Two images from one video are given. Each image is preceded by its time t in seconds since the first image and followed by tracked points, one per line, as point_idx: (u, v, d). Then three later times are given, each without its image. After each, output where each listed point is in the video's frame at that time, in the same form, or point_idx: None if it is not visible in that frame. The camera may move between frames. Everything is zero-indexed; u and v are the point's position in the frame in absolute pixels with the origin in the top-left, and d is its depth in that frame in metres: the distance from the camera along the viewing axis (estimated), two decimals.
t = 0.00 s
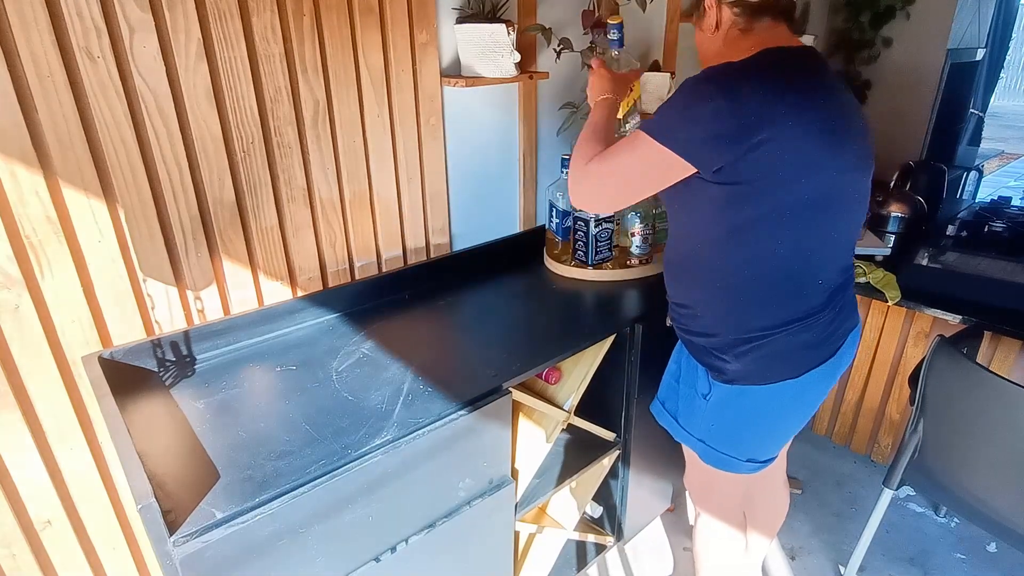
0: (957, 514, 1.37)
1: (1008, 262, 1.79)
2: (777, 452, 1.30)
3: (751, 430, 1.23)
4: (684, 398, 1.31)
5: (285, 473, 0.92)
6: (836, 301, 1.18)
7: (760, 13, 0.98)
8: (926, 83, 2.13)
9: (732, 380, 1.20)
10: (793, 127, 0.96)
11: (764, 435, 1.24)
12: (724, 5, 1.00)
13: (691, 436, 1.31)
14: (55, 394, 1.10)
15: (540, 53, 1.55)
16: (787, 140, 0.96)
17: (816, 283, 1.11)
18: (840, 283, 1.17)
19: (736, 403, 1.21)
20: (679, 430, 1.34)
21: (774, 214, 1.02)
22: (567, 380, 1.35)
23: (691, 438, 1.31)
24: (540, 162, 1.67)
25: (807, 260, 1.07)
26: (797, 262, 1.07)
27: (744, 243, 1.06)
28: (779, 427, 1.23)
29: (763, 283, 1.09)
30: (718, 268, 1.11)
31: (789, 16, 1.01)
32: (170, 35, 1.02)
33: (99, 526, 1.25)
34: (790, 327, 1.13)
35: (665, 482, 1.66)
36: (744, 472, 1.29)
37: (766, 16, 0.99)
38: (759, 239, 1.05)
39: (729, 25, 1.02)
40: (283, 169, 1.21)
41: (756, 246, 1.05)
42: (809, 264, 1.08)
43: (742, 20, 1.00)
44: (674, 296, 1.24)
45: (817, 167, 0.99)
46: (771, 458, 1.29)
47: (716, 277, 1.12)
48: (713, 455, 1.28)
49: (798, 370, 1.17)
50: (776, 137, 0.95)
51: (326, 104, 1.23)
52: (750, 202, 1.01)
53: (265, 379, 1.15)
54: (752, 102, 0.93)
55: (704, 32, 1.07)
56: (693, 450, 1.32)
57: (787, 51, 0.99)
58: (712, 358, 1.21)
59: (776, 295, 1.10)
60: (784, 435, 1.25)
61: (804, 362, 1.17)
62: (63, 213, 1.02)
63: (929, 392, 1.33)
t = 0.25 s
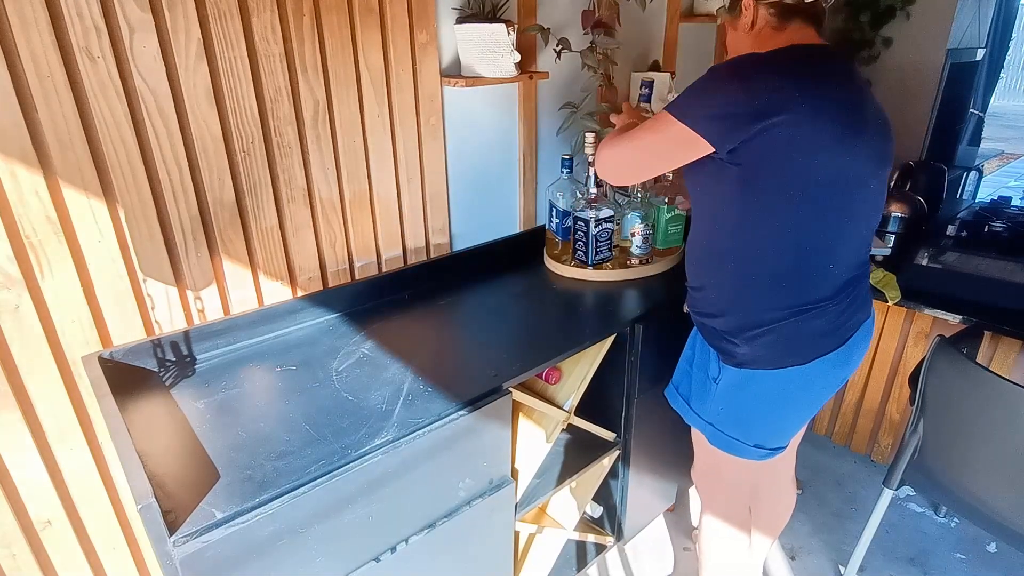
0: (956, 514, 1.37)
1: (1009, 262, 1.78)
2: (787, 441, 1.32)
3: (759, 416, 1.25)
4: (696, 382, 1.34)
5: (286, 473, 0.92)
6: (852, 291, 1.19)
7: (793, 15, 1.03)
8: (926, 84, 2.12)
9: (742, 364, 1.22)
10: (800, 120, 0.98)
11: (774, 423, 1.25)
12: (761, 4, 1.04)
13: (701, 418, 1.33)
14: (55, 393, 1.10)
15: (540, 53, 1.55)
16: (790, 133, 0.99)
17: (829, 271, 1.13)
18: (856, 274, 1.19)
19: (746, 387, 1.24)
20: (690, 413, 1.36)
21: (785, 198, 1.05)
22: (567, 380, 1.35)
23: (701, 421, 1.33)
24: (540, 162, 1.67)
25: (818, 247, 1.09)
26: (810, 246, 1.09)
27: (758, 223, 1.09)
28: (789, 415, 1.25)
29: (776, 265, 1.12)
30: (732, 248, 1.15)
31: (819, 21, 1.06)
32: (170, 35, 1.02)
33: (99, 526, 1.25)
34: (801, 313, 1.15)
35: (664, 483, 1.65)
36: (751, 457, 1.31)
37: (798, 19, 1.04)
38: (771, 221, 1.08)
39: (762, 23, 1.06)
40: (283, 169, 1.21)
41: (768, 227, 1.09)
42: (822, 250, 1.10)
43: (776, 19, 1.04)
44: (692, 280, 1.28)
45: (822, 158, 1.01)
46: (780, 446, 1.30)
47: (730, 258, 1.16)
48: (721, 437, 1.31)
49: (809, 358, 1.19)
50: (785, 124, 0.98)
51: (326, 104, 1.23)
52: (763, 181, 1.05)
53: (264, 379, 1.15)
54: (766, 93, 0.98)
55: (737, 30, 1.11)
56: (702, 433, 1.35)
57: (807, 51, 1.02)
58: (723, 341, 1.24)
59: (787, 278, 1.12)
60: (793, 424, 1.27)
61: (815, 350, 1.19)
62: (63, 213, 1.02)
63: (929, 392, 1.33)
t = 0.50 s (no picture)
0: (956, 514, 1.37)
1: (1009, 262, 1.78)
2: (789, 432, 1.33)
3: (766, 407, 1.25)
4: (700, 375, 1.33)
5: (285, 473, 0.92)
6: (852, 281, 1.21)
7: (799, 16, 1.03)
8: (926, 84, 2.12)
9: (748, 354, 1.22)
10: (802, 119, 1.00)
11: (780, 413, 1.26)
12: (768, 5, 1.05)
13: (705, 411, 1.33)
14: (55, 393, 1.10)
15: (540, 54, 1.55)
16: (793, 132, 1.00)
17: (833, 262, 1.14)
18: (855, 266, 1.20)
19: (752, 378, 1.24)
20: (693, 406, 1.36)
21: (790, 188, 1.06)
22: (567, 380, 1.35)
23: (704, 413, 1.33)
24: (540, 162, 1.67)
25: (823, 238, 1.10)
26: (818, 237, 1.10)
27: (765, 213, 1.09)
28: (794, 405, 1.26)
29: (783, 255, 1.12)
30: (738, 239, 1.15)
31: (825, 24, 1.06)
32: (170, 35, 1.02)
33: (99, 526, 1.25)
34: (807, 303, 1.16)
35: (664, 483, 1.65)
36: (755, 448, 1.31)
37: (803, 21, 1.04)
38: (779, 211, 1.08)
39: (768, 25, 1.07)
40: (283, 169, 1.21)
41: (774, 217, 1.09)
42: (827, 240, 1.11)
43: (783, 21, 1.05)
44: (694, 273, 1.27)
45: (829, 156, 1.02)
46: (782, 437, 1.31)
47: (736, 248, 1.16)
48: (726, 430, 1.30)
49: (814, 347, 1.20)
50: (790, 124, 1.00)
51: (326, 104, 1.23)
52: (771, 170, 1.05)
53: (265, 379, 1.15)
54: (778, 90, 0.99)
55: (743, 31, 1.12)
56: (706, 426, 1.34)
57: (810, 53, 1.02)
58: (728, 334, 1.24)
59: (795, 267, 1.13)
60: (798, 414, 1.28)
61: (820, 340, 1.20)
62: (63, 213, 1.02)
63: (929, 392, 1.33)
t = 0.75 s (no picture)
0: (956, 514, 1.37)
1: (1009, 263, 1.80)
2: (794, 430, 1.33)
3: (772, 405, 1.25)
4: (704, 374, 1.34)
5: (286, 473, 0.92)
6: (854, 278, 1.22)
7: (800, 16, 1.03)
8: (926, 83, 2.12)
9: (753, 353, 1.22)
10: (801, 120, 1.00)
11: (785, 411, 1.26)
12: (768, 5, 1.04)
13: (709, 411, 1.33)
14: (55, 394, 1.10)
15: (540, 54, 1.55)
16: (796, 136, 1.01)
17: (835, 260, 1.14)
18: (856, 264, 1.21)
19: (758, 376, 1.24)
20: (696, 405, 1.36)
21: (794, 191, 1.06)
22: (567, 380, 1.35)
23: (709, 413, 1.33)
24: (540, 162, 1.67)
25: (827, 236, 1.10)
26: (821, 235, 1.10)
27: (769, 212, 1.09)
28: (800, 404, 1.26)
29: (787, 254, 1.12)
30: (742, 238, 1.14)
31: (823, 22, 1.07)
32: (170, 35, 1.02)
33: (99, 526, 1.25)
34: (812, 301, 1.16)
35: (664, 482, 1.65)
36: (759, 446, 1.31)
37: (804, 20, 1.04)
38: (784, 210, 1.08)
39: (770, 24, 1.06)
40: (283, 169, 1.21)
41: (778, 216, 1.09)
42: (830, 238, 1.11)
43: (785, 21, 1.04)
44: (696, 273, 1.27)
45: (831, 155, 1.02)
46: (787, 435, 1.31)
47: (739, 247, 1.15)
48: (731, 428, 1.30)
49: (818, 345, 1.20)
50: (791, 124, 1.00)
51: (326, 104, 1.23)
52: (774, 169, 1.05)
53: (266, 379, 1.15)
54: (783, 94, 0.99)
55: (741, 31, 1.12)
56: (710, 425, 1.34)
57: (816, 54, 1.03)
58: (733, 332, 1.24)
59: (800, 266, 1.13)
60: (803, 412, 1.28)
61: (824, 337, 1.20)
62: (63, 213, 1.02)
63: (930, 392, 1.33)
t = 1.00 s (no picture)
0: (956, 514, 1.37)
1: (1009, 262, 1.78)
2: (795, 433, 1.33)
3: (773, 409, 1.26)
4: (704, 378, 1.34)
5: (285, 473, 0.92)
6: (855, 282, 1.22)
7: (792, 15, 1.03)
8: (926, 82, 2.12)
9: (755, 358, 1.22)
10: (802, 122, 0.99)
11: (786, 414, 1.26)
12: (758, 6, 1.04)
13: (709, 415, 1.33)
14: (55, 394, 1.10)
15: (540, 54, 1.55)
16: (797, 141, 1.01)
17: (837, 263, 1.14)
18: (857, 267, 1.21)
19: (759, 380, 1.24)
20: (697, 409, 1.36)
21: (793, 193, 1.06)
22: (566, 380, 1.35)
23: (709, 417, 1.33)
24: (540, 162, 1.67)
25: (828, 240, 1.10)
26: (822, 240, 1.10)
27: (770, 216, 1.09)
28: (800, 407, 1.26)
29: (787, 258, 1.12)
30: (741, 243, 1.14)
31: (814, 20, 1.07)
32: (170, 35, 1.02)
33: (99, 526, 1.25)
34: (813, 305, 1.16)
35: (664, 482, 1.65)
36: (760, 451, 1.30)
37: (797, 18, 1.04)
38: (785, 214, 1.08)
39: (762, 24, 1.05)
40: (283, 169, 1.21)
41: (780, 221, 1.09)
42: (831, 242, 1.11)
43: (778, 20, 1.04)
44: (697, 278, 1.27)
45: (832, 154, 1.02)
46: (788, 439, 1.31)
47: (740, 251, 1.15)
48: (731, 433, 1.30)
49: (820, 349, 1.20)
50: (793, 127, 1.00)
51: (327, 104, 1.23)
52: (775, 173, 1.05)
53: (265, 379, 1.15)
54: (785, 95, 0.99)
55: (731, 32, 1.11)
56: (711, 429, 1.34)
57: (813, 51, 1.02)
58: (733, 337, 1.24)
59: (800, 270, 1.13)
60: (804, 415, 1.28)
61: (825, 341, 1.20)
62: (63, 213, 1.02)
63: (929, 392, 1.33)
